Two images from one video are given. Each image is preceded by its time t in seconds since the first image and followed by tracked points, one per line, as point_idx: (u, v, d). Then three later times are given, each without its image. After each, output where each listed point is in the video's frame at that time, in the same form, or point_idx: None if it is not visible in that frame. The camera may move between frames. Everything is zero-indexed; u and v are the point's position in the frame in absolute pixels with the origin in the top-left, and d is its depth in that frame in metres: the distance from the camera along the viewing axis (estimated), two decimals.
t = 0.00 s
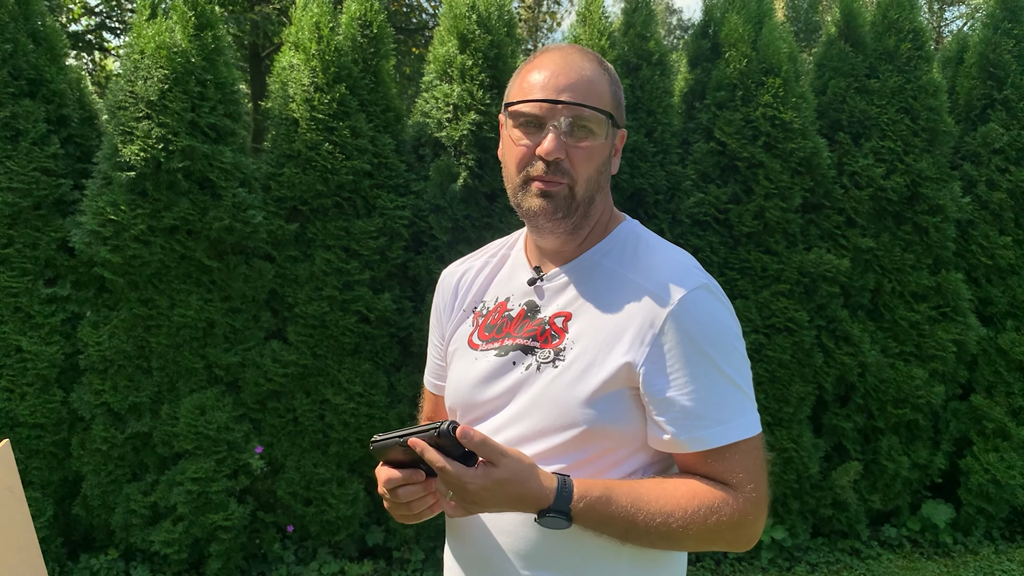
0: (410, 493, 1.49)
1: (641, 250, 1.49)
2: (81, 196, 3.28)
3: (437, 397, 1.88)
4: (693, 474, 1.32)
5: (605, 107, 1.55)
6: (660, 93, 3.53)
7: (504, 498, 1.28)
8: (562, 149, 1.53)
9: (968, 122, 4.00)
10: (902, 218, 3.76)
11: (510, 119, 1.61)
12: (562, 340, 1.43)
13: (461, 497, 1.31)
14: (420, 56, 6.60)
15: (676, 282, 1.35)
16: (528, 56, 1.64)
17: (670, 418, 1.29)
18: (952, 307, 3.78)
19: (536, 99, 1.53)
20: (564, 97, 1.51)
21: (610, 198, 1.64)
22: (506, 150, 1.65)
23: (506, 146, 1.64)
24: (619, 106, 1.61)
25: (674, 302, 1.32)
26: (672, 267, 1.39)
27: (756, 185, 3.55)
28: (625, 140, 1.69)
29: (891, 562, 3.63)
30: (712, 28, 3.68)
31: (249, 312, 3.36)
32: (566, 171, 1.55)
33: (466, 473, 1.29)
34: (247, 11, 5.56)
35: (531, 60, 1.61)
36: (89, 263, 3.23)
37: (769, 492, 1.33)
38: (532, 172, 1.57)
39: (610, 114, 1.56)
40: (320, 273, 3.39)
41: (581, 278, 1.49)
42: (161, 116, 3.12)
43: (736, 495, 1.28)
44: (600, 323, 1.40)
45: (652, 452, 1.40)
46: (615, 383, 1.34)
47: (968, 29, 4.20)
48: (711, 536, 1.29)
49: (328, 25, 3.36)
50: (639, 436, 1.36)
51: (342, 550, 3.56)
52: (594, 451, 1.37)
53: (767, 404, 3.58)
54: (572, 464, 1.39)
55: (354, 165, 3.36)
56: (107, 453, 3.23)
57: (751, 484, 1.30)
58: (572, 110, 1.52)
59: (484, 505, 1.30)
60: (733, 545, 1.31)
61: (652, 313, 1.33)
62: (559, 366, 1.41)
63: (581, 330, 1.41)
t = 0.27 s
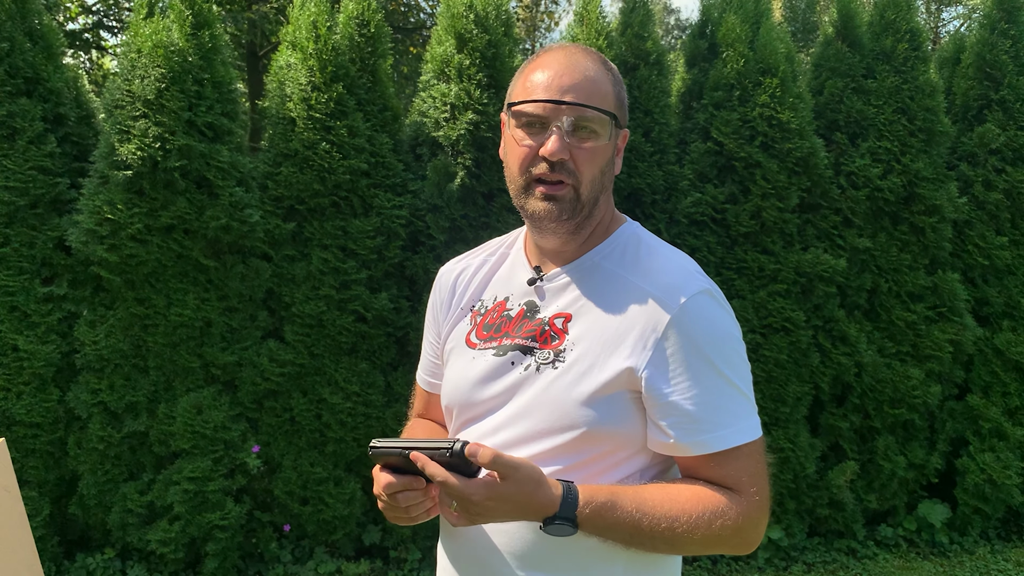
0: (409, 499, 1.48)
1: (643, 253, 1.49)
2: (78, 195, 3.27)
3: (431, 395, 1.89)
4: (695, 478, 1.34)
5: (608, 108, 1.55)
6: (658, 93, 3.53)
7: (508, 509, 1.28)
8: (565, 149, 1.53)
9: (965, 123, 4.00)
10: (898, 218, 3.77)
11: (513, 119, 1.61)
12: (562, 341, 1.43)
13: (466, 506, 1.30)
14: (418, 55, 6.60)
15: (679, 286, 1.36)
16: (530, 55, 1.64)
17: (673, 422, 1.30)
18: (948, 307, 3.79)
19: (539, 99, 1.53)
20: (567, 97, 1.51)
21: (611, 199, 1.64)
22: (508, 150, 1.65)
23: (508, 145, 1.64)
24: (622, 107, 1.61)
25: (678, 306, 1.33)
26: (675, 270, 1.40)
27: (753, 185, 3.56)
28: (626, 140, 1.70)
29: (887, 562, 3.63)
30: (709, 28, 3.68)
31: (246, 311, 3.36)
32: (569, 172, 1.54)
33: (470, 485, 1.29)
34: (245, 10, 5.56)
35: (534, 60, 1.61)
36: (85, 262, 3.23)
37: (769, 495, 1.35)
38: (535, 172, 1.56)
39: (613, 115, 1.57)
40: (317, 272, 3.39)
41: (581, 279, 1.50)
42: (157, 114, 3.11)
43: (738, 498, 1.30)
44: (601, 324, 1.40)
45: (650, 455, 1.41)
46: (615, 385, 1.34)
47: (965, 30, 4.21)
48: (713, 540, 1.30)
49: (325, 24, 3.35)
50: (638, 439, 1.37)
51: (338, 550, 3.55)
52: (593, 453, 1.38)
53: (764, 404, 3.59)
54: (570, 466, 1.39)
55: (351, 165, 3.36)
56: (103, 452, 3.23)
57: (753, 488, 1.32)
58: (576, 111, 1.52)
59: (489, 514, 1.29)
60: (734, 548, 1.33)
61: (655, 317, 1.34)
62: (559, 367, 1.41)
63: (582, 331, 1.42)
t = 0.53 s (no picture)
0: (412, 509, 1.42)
1: (642, 253, 1.49)
2: (76, 194, 3.27)
3: (429, 395, 1.89)
4: (702, 478, 1.34)
5: (604, 106, 1.55)
6: (656, 92, 3.53)
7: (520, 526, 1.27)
8: (560, 148, 1.53)
9: (962, 121, 4.01)
10: (896, 217, 3.77)
11: (508, 119, 1.61)
12: (561, 342, 1.43)
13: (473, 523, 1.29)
14: (416, 54, 6.60)
15: (678, 287, 1.36)
16: (526, 55, 1.64)
17: (676, 423, 1.30)
18: (946, 306, 3.79)
19: (534, 99, 1.54)
20: (561, 96, 1.52)
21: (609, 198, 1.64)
22: (505, 149, 1.65)
23: (504, 145, 1.64)
24: (618, 106, 1.61)
25: (678, 307, 1.33)
26: (675, 271, 1.40)
27: (751, 184, 3.56)
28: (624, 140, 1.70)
29: (885, 560, 3.64)
30: (707, 27, 3.68)
31: (243, 311, 3.36)
32: (566, 170, 1.54)
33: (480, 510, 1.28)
34: (242, 9, 5.55)
35: (529, 60, 1.61)
36: (83, 261, 3.23)
37: (776, 492, 1.35)
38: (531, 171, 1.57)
39: (610, 114, 1.56)
40: (315, 271, 3.39)
41: (580, 279, 1.50)
42: (155, 113, 3.11)
43: (747, 496, 1.30)
44: (600, 326, 1.40)
45: (651, 455, 1.41)
46: (615, 386, 1.34)
47: (962, 29, 4.21)
48: (723, 539, 1.30)
49: (323, 23, 3.35)
50: (639, 439, 1.37)
51: (337, 549, 3.55)
52: (593, 454, 1.38)
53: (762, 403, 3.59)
54: (569, 467, 1.39)
55: (349, 164, 3.36)
56: (102, 452, 3.22)
57: (761, 486, 1.32)
58: (571, 110, 1.52)
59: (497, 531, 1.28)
60: (745, 545, 1.33)
61: (656, 319, 1.34)
62: (558, 368, 1.41)
63: (581, 333, 1.42)
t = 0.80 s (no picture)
0: (406, 503, 1.47)
1: (640, 252, 1.49)
2: (74, 194, 3.27)
3: (427, 393, 1.89)
4: (699, 477, 1.34)
5: (602, 104, 1.55)
6: (655, 91, 3.53)
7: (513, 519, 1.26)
8: (558, 145, 1.53)
9: (961, 120, 4.01)
10: (895, 216, 3.77)
11: (507, 117, 1.61)
12: (559, 340, 1.43)
13: (469, 518, 1.28)
14: (414, 53, 6.60)
15: (676, 286, 1.36)
16: (524, 53, 1.64)
17: (673, 422, 1.30)
18: (945, 304, 3.79)
19: (532, 97, 1.53)
20: (559, 94, 1.51)
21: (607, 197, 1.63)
22: (503, 147, 1.66)
23: (503, 143, 1.64)
24: (617, 104, 1.60)
25: (676, 306, 1.33)
26: (673, 270, 1.40)
27: (749, 183, 3.56)
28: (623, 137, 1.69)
29: (884, 559, 3.64)
30: (706, 26, 3.68)
31: (242, 310, 3.36)
32: (564, 168, 1.54)
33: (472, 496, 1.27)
34: (240, 9, 5.55)
35: (527, 58, 1.61)
36: (81, 261, 3.22)
37: (772, 491, 1.35)
38: (530, 169, 1.57)
39: (608, 112, 1.56)
40: (313, 271, 3.39)
41: (578, 278, 1.49)
42: (153, 113, 3.11)
43: (744, 495, 1.30)
44: (598, 324, 1.40)
45: (648, 454, 1.41)
46: (612, 385, 1.34)
47: (960, 27, 4.21)
48: (720, 539, 1.30)
49: (322, 22, 3.35)
50: (636, 438, 1.37)
51: (336, 548, 3.55)
52: (591, 453, 1.37)
53: (761, 402, 3.59)
54: (567, 466, 1.38)
55: (347, 163, 3.35)
56: (100, 451, 3.22)
57: (758, 485, 1.32)
58: (569, 108, 1.52)
59: (493, 527, 1.27)
60: (742, 546, 1.33)
61: (653, 317, 1.34)
62: (556, 366, 1.41)
63: (578, 332, 1.41)
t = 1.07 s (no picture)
0: (401, 497, 1.48)
1: (637, 251, 1.49)
2: (73, 193, 3.26)
3: (427, 392, 1.88)
4: (696, 476, 1.34)
5: (598, 103, 1.54)
6: (653, 90, 3.52)
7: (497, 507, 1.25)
8: (555, 145, 1.53)
9: (960, 119, 4.01)
10: (894, 214, 3.77)
11: (504, 117, 1.61)
12: (555, 339, 1.43)
13: (465, 510, 1.28)
14: (413, 53, 6.59)
15: (673, 285, 1.35)
16: (520, 52, 1.64)
17: (669, 421, 1.30)
18: (944, 303, 3.79)
19: (528, 96, 1.53)
20: (555, 94, 1.51)
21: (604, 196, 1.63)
22: (500, 146, 1.65)
23: (500, 143, 1.64)
24: (613, 102, 1.60)
25: (672, 304, 1.33)
26: (670, 269, 1.39)
27: (748, 182, 3.56)
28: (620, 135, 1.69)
29: (883, 557, 3.64)
30: (704, 25, 3.68)
31: (241, 310, 3.35)
32: (560, 168, 1.54)
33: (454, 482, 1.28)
34: (239, 8, 5.54)
35: (523, 57, 1.61)
36: (80, 261, 3.22)
37: (768, 491, 1.35)
38: (526, 168, 1.57)
39: (604, 111, 1.56)
40: (312, 270, 3.38)
41: (574, 277, 1.49)
42: (151, 112, 3.10)
43: (740, 494, 1.30)
44: (594, 323, 1.40)
45: (645, 453, 1.41)
46: (609, 384, 1.34)
47: (959, 26, 4.21)
48: (716, 537, 1.30)
49: (320, 21, 3.34)
50: (632, 437, 1.37)
51: (335, 548, 3.55)
52: (587, 452, 1.37)
53: (760, 401, 3.59)
54: (563, 464, 1.38)
55: (346, 162, 3.35)
56: (99, 451, 3.22)
57: (754, 484, 1.32)
58: (565, 107, 1.51)
59: (488, 520, 1.27)
60: (737, 544, 1.33)
61: (650, 316, 1.34)
62: (552, 365, 1.41)
63: (574, 331, 1.41)
